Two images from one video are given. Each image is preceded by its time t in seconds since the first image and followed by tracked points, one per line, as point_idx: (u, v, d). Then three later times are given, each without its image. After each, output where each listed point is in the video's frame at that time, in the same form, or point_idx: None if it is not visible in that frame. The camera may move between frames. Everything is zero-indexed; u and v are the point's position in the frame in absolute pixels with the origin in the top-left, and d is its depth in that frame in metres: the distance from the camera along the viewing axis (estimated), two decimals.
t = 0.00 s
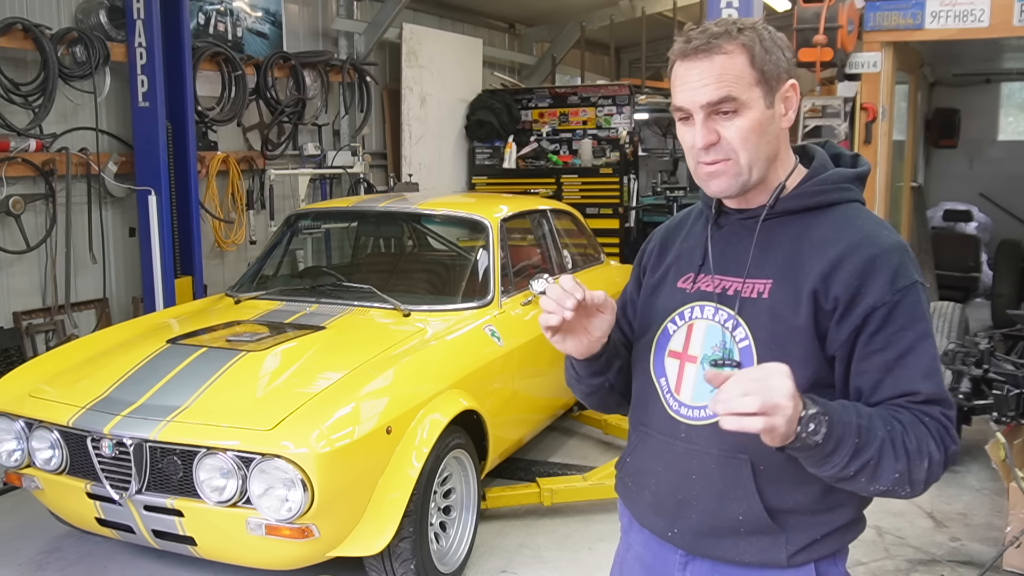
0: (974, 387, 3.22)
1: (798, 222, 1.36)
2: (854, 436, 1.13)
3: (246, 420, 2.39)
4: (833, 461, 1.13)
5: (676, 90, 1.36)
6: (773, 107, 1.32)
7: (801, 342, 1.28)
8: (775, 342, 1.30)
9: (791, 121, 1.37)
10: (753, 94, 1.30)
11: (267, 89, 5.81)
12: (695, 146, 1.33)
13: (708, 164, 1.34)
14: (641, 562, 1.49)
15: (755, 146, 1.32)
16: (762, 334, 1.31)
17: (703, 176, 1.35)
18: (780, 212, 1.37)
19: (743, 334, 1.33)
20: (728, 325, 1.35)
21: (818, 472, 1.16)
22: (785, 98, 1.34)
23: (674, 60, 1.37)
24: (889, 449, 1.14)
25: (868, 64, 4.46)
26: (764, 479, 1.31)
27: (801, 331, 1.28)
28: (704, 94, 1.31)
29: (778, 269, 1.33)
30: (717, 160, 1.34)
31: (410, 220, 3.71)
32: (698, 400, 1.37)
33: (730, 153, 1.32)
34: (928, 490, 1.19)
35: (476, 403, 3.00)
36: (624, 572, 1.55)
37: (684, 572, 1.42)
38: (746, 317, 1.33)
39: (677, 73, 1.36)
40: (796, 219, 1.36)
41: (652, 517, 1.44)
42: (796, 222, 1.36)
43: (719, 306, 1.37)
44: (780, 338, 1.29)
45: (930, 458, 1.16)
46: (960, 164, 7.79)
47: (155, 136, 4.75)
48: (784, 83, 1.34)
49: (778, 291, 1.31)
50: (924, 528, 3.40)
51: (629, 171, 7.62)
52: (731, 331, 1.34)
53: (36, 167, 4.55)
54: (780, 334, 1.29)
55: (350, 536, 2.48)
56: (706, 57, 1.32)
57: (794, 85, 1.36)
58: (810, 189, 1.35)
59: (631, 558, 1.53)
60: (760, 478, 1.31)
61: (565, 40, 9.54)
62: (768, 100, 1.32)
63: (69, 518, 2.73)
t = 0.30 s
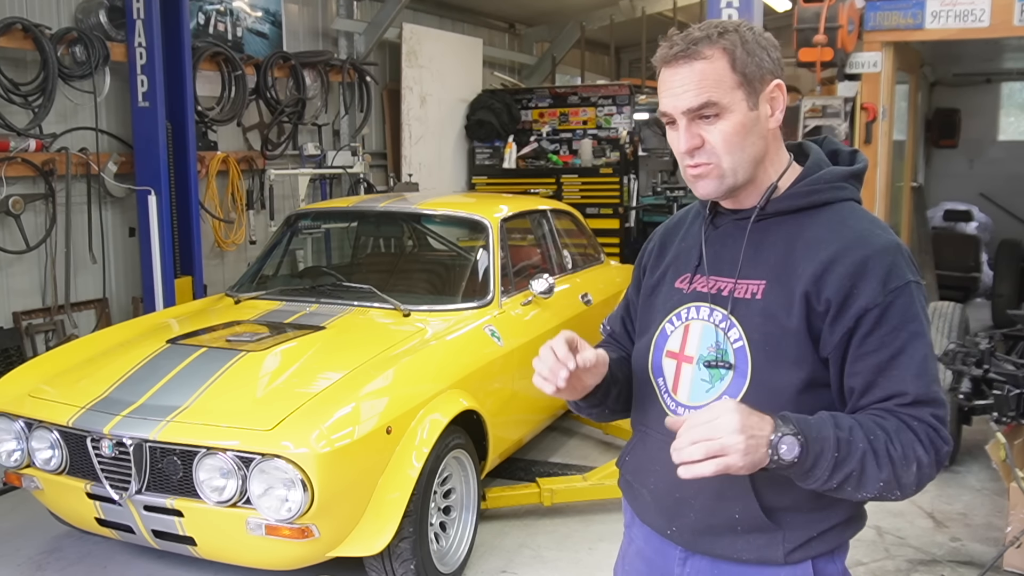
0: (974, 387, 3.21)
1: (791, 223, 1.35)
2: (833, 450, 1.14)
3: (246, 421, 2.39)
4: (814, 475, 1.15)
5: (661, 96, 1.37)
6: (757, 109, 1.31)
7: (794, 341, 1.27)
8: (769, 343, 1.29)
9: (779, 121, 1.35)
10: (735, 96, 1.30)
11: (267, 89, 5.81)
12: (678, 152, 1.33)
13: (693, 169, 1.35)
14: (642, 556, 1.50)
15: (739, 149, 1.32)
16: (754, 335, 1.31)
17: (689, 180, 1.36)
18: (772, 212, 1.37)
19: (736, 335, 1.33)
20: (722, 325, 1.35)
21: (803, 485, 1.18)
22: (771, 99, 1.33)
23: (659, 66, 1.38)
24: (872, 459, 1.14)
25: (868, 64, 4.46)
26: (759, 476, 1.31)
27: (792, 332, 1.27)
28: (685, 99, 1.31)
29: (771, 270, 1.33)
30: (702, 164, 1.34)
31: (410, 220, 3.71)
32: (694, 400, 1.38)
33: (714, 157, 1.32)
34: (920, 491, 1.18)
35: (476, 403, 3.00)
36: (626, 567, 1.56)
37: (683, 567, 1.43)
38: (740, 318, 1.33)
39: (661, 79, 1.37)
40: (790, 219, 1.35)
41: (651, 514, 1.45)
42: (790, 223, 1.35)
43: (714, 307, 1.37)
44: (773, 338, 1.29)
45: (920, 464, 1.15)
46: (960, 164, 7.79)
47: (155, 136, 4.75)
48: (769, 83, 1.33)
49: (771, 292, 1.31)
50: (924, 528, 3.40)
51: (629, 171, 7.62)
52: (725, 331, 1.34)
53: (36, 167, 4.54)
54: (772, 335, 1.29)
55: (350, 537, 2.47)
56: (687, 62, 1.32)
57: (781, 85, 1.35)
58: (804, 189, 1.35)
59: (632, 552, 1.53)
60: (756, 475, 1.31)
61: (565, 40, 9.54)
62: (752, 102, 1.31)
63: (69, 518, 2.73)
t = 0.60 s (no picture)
0: (974, 387, 3.22)
1: (785, 217, 1.35)
2: (794, 430, 1.13)
3: (246, 420, 2.39)
4: (776, 455, 1.13)
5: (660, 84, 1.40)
6: (745, 103, 1.31)
7: (777, 330, 1.27)
8: (755, 335, 1.29)
9: (772, 119, 1.34)
10: (722, 89, 1.31)
11: (267, 89, 5.81)
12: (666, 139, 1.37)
13: (679, 157, 1.38)
14: (643, 551, 1.51)
15: (723, 142, 1.33)
16: (741, 327, 1.31)
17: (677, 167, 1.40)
18: (764, 206, 1.37)
19: (725, 326, 1.33)
20: (712, 317, 1.35)
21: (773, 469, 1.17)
22: (762, 95, 1.32)
23: (662, 55, 1.41)
24: (837, 443, 1.12)
25: (868, 64, 4.46)
26: (750, 471, 1.31)
27: (777, 323, 1.27)
28: (676, 88, 1.34)
29: (759, 263, 1.33)
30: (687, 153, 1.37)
31: (410, 220, 3.71)
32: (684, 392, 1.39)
33: (698, 147, 1.34)
34: (902, 492, 1.13)
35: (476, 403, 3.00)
36: (628, 562, 1.57)
37: (679, 564, 1.43)
38: (727, 309, 1.33)
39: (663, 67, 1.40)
40: (784, 213, 1.35)
41: (647, 507, 1.46)
42: (782, 216, 1.35)
43: (704, 299, 1.38)
44: (758, 330, 1.29)
45: (894, 456, 1.10)
46: (960, 164, 7.79)
47: (155, 136, 4.75)
48: (762, 80, 1.32)
49: (758, 284, 1.31)
50: (924, 528, 3.40)
51: (629, 171, 7.62)
52: (713, 322, 1.35)
53: (36, 167, 4.54)
54: (757, 327, 1.29)
55: (350, 537, 2.47)
56: (682, 53, 1.35)
57: (779, 82, 1.33)
58: (799, 183, 1.35)
59: (634, 547, 1.55)
60: (746, 471, 1.31)
61: (565, 40, 9.54)
62: (740, 96, 1.31)
63: (69, 518, 2.72)
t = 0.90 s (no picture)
0: (974, 387, 3.22)
1: (778, 218, 1.35)
2: (760, 407, 1.13)
3: (246, 420, 2.39)
4: (742, 433, 1.13)
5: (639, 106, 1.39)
6: (720, 128, 1.30)
7: (769, 335, 1.28)
8: (749, 337, 1.30)
9: (750, 138, 1.32)
10: (696, 117, 1.30)
11: (267, 89, 5.80)
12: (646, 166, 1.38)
13: (662, 182, 1.39)
14: (643, 548, 1.52)
15: (702, 168, 1.33)
16: (734, 328, 1.32)
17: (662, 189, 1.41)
18: (756, 211, 1.37)
19: (719, 329, 1.34)
20: (709, 320, 1.37)
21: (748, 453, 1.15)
22: (738, 118, 1.30)
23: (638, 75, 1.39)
24: (804, 421, 1.10)
25: (868, 64, 4.46)
26: (743, 473, 1.31)
27: (768, 326, 1.28)
28: (652, 117, 1.34)
29: (752, 264, 1.33)
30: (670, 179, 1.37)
31: (410, 220, 3.71)
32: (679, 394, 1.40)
33: (678, 175, 1.35)
34: (880, 487, 1.07)
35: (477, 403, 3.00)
36: (630, 562, 1.58)
37: (676, 562, 1.44)
38: (722, 312, 1.34)
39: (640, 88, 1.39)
40: (778, 214, 1.35)
41: (645, 507, 1.47)
42: (776, 218, 1.35)
43: (699, 302, 1.40)
44: (750, 333, 1.30)
45: (866, 441, 1.06)
46: (960, 164, 7.79)
47: (155, 136, 4.75)
48: (737, 102, 1.29)
49: (750, 286, 1.32)
50: (924, 528, 3.40)
51: (629, 171, 7.62)
52: (709, 325, 1.36)
53: (36, 167, 4.54)
54: (750, 329, 1.30)
55: (350, 537, 2.48)
56: (656, 79, 1.33)
57: (755, 100, 1.30)
58: (793, 185, 1.34)
59: (635, 545, 1.56)
60: (739, 473, 1.32)
61: (565, 40, 9.54)
62: (714, 122, 1.29)
63: (69, 518, 2.72)
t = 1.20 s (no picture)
0: (975, 387, 3.21)
1: (786, 219, 1.34)
2: (813, 406, 1.06)
3: (246, 420, 2.39)
4: (793, 434, 1.06)
5: (668, 87, 1.36)
6: (765, 103, 1.31)
7: (785, 340, 1.26)
8: (761, 342, 1.29)
9: (786, 117, 1.35)
10: (745, 90, 1.29)
11: (266, 89, 5.80)
12: (687, 144, 1.33)
13: (701, 162, 1.34)
14: (644, 556, 1.51)
15: (747, 143, 1.31)
16: (745, 335, 1.30)
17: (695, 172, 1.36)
18: (767, 210, 1.37)
19: (729, 334, 1.33)
20: (716, 324, 1.35)
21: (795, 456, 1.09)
22: (779, 94, 1.32)
23: (666, 57, 1.37)
24: (860, 417, 1.05)
25: (868, 64, 4.45)
26: (755, 479, 1.31)
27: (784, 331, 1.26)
28: (694, 91, 1.31)
29: (763, 268, 1.32)
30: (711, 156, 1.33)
31: (410, 220, 3.71)
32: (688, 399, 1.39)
33: (723, 150, 1.32)
34: (934, 481, 1.02)
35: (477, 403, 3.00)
36: (630, 567, 1.57)
37: (683, 568, 1.44)
38: (730, 316, 1.33)
39: (669, 69, 1.36)
40: (785, 216, 1.35)
41: (651, 514, 1.46)
42: (784, 218, 1.35)
43: (705, 305, 1.38)
44: (763, 338, 1.29)
45: (923, 433, 1.02)
46: (960, 164, 7.80)
47: (155, 136, 4.75)
48: (778, 78, 1.32)
49: (761, 291, 1.31)
50: (924, 529, 3.40)
51: (629, 171, 7.61)
52: (716, 329, 1.34)
53: (36, 167, 4.54)
54: (763, 335, 1.29)
55: (350, 537, 2.48)
56: (697, 54, 1.31)
57: (790, 79, 1.34)
58: (801, 186, 1.34)
59: (635, 552, 1.55)
60: (751, 480, 1.31)
61: (565, 39, 9.54)
62: (761, 96, 1.30)
63: (69, 518, 2.72)
